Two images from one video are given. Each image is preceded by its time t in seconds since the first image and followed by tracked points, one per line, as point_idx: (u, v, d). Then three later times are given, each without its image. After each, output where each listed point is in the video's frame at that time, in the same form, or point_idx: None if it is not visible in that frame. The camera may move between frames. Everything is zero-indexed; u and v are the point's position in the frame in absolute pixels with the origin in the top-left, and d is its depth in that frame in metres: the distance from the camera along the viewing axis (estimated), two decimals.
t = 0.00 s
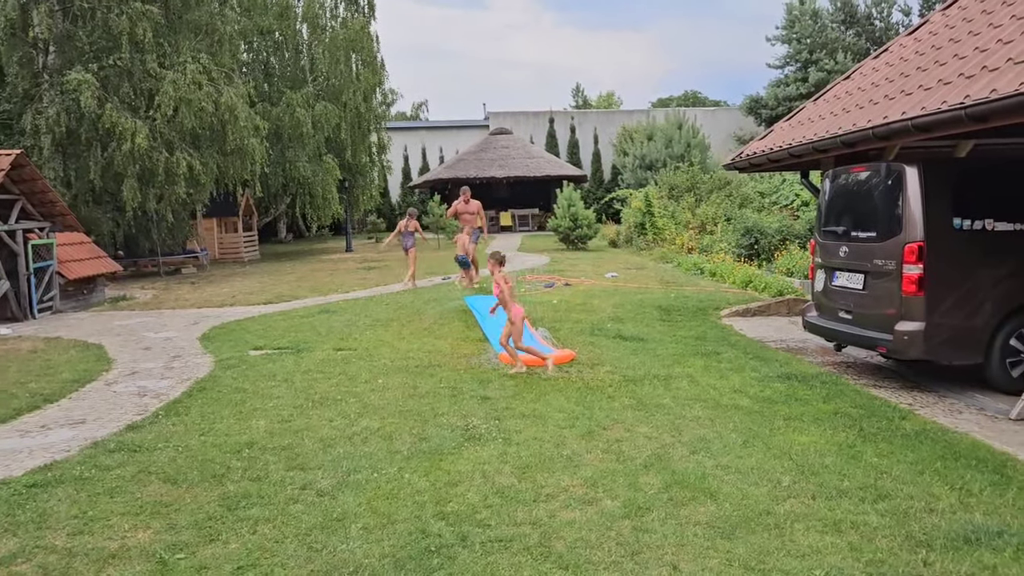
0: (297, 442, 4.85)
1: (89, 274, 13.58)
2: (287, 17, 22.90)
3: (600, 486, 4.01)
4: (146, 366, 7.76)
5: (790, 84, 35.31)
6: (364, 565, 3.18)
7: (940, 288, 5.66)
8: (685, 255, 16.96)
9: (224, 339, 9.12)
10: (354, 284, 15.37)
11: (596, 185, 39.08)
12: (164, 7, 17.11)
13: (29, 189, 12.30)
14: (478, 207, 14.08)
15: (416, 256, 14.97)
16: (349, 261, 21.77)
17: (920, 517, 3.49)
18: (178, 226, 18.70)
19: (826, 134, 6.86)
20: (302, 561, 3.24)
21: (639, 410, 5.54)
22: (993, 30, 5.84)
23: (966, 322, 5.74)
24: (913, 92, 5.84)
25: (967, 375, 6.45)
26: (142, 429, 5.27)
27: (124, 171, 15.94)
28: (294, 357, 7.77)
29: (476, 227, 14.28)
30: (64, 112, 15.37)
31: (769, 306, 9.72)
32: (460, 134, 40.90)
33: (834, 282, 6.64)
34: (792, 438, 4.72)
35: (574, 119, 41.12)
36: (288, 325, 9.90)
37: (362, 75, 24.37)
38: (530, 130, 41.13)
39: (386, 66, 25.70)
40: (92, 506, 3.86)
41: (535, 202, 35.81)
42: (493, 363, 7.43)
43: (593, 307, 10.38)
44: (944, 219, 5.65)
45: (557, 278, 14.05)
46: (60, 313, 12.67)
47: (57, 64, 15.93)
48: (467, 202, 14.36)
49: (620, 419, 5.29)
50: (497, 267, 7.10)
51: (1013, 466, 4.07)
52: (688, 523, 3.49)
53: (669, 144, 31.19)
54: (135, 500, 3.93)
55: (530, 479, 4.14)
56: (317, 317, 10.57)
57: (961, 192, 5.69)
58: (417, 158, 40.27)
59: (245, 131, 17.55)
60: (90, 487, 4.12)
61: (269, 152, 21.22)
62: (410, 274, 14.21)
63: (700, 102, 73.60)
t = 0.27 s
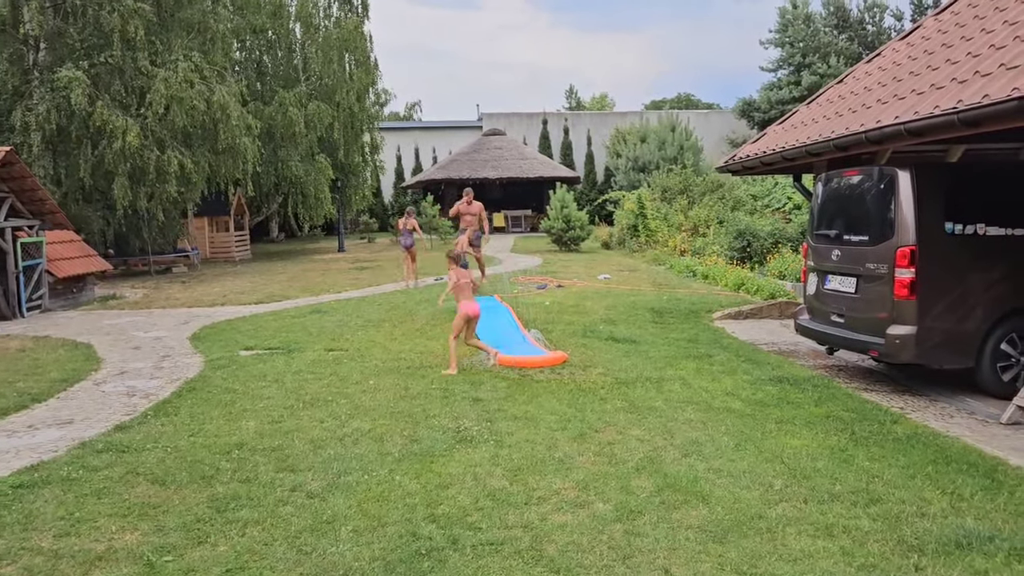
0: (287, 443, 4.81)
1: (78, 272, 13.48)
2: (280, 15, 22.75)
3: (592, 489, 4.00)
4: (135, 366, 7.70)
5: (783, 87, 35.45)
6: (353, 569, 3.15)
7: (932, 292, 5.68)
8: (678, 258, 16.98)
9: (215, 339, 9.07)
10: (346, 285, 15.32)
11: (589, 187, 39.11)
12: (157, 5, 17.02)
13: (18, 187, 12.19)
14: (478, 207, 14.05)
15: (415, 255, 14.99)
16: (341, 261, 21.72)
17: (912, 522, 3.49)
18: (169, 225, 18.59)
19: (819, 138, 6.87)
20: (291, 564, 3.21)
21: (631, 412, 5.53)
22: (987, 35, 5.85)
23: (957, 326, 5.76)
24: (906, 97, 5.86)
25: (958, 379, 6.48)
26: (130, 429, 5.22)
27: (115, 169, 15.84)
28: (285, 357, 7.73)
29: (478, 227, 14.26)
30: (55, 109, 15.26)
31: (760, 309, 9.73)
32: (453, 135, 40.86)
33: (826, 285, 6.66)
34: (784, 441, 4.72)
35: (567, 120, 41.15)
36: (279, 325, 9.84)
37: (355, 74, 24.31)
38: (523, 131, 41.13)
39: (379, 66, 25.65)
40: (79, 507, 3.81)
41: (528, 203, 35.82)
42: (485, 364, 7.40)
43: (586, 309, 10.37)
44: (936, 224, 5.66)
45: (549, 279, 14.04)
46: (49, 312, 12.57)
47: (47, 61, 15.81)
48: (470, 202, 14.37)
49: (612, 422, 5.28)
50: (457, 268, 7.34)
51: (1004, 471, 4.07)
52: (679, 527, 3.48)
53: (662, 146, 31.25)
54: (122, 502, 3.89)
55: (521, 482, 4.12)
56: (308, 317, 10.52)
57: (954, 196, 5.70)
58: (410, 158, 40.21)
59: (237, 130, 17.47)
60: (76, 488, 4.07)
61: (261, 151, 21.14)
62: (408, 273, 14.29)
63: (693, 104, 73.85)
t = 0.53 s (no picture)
0: (283, 443, 4.79)
1: (74, 270, 13.44)
2: (279, 15, 22.63)
3: (589, 491, 3.99)
4: (131, 365, 7.67)
5: (781, 90, 35.52)
6: (350, 570, 3.14)
7: (929, 294, 5.69)
8: (675, 259, 17.00)
9: (211, 338, 9.04)
10: (343, 284, 15.30)
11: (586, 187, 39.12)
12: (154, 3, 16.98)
13: (14, 184, 12.15)
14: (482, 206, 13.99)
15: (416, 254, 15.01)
16: (338, 261, 21.69)
17: (909, 525, 3.49)
18: (165, 223, 18.54)
19: (817, 140, 6.87)
20: (287, 564, 3.19)
21: (629, 414, 5.52)
22: (985, 39, 5.86)
23: (954, 329, 5.77)
24: (905, 99, 5.86)
25: (955, 382, 6.48)
26: (126, 428, 5.20)
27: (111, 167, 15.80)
28: (281, 357, 7.72)
29: (482, 226, 14.22)
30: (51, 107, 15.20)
31: (757, 311, 9.72)
32: (451, 135, 40.84)
33: (823, 287, 6.66)
34: (781, 443, 4.72)
35: (565, 121, 41.18)
36: (276, 324, 9.82)
37: (353, 74, 24.28)
38: (521, 131, 41.12)
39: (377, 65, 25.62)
40: (74, 507, 3.79)
41: (525, 204, 35.82)
42: (482, 365, 7.39)
43: (583, 309, 10.37)
44: (934, 227, 5.67)
45: (547, 280, 14.03)
46: (45, 310, 12.53)
47: (44, 58, 15.77)
48: (476, 202, 14.34)
49: (610, 423, 5.28)
50: (421, 267, 7.76)
51: (1001, 474, 4.07)
52: (677, 529, 3.47)
53: (659, 148, 31.27)
54: (118, 501, 3.87)
55: (518, 483, 4.11)
56: (305, 316, 10.50)
57: (951, 199, 5.71)
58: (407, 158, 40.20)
59: (235, 129, 17.43)
60: (72, 488, 4.05)
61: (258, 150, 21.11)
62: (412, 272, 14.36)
63: (690, 106, 73.95)
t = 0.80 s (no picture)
0: (283, 441, 4.79)
1: (73, 268, 13.42)
2: (280, 13, 22.62)
3: (589, 490, 3.98)
4: (131, 362, 7.66)
5: (781, 91, 35.53)
6: (350, 568, 3.13)
7: (929, 296, 5.69)
8: (675, 259, 17.01)
9: (210, 336, 9.04)
10: (342, 283, 15.29)
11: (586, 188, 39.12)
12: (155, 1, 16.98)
13: (14, 181, 12.14)
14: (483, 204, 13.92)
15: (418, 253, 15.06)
16: (337, 260, 21.67)
17: (909, 526, 3.49)
18: (165, 221, 18.52)
19: (818, 141, 6.87)
20: (287, 563, 3.19)
21: (629, 414, 5.52)
22: (986, 41, 5.87)
23: (954, 330, 5.77)
24: (906, 101, 5.86)
25: (955, 383, 6.48)
26: (126, 426, 5.19)
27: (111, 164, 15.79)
28: (281, 355, 7.71)
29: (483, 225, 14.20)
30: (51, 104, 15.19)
31: (757, 312, 9.72)
32: (451, 135, 40.83)
33: (823, 288, 6.65)
34: (781, 444, 4.72)
35: (565, 121, 41.20)
36: (275, 323, 9.82)
37: (353, 73, 24.27)
38: (521, 131, 41.12)
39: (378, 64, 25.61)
40: (74, 504, 3.79)
41: (525, 204, 35.81)
42: (482, 364, 7.39)
43: (583, 310, 10.36)
44: (934, 228, 5.67)
45: (546, 280, 14.02)
46: (44, 307, 12.52)
47: (44, 55, 15.76)
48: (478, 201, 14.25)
49: (610, 423, 5.27)
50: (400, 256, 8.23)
51: (1001, 476, 4.07)
52: (677, 529, 3.47)
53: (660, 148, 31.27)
54: (117, 499, 3.86)
55: (518, 482, 4.11)
56: (305, 315, 10.49)
57: (952, 201, 5.71)
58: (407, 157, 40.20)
59: (235, 127, 17.42)
60: (71, 485, 4.05)
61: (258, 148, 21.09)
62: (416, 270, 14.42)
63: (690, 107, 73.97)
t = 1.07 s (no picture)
0: (284, 438, 4.80)
1: (74, 266, 13.42)
2: (280, 11, 22.64)
3: (590, 488, 3.99)
4: (132, 360, 7.67)
5: (781, 90, 35.56)
6: (352, 564, 3.14)
7: (929, 294, 5.70)
8: (675, 258, 17.01)
9: (210, 334, 9.05)
10: (342, 282, 15.29)
11: (586, 187, 39.13)
12: None
13: (15, 179, 12.14)
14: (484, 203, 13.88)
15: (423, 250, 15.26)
16: (337, 258, 21.67)
17: (910, 524, 3.50)
18: (166, 219, 18.52)
19: (819, 140, 6.87)
20: (289, 559, 3.20)
21: (629, 412, 5.53)
22: (987, 40, 5.88)
23: (954, 330, 5.78)
24: (907, 100, 5.87)
25: (955, 383, 6.49)
26: (127, 423, 5.20)
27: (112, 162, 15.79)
28: (281, 353, 7.72)
29: (483, 224, 14.21)
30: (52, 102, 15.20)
31: (757, 311, 9.72)
32: (451, 133, 40.83)
33: (824, 287, 6.66)
34: (781, 442, 4.73)
35: (565, 120, 41.30)
36: (276, 321, 9.82)
37: (354, 71, 24.27)
38: (521, 130, 41.12)
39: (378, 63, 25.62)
40: (76, 500, 3.80)
41: (525, 203, 35.81)
42: (482, 362, 7.39)
43: (583, 308, 10.37)
44: (934, 227, 5.68)
45: (547, 278, 14.03)
46: (44, 305, 12.53)
47: (45, 53, 15.76)
48: (477, 200, 14.28)
49: (610, 421, 5.28)
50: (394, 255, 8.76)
51: (1001, 474, 4.08)
52: (678, 526, 3.48)
53: (660, 147, 31.29)
54: (120, 495, 3.88)
55: (519, 480, 4.11)
56: (305, 313, 10.49)
57: (952, 200, 5.72)
58: (407, 156, 40.20)
59: (236, 125, 17.41)
60: (73, 482, 4.06)
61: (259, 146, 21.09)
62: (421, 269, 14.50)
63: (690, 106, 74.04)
